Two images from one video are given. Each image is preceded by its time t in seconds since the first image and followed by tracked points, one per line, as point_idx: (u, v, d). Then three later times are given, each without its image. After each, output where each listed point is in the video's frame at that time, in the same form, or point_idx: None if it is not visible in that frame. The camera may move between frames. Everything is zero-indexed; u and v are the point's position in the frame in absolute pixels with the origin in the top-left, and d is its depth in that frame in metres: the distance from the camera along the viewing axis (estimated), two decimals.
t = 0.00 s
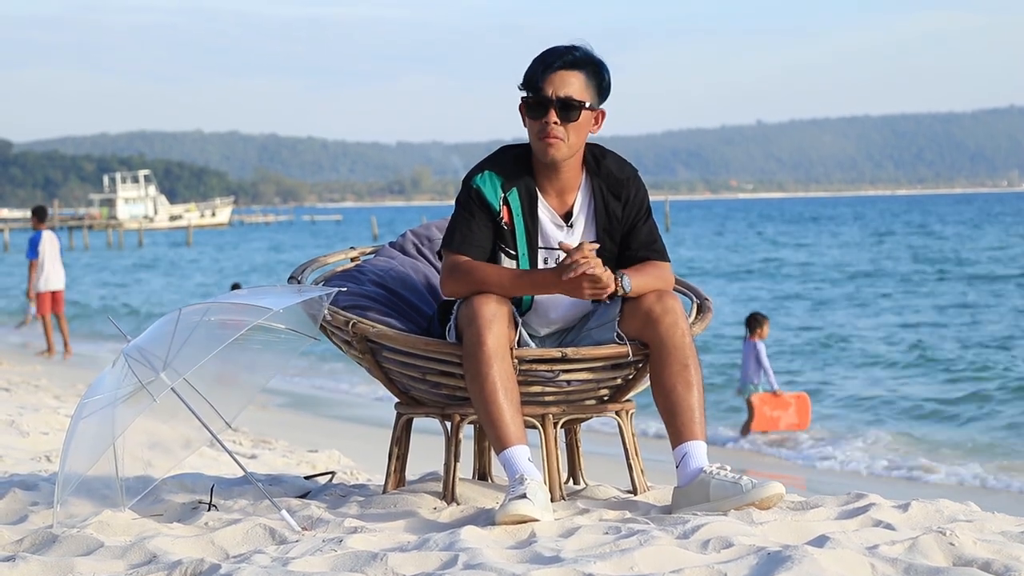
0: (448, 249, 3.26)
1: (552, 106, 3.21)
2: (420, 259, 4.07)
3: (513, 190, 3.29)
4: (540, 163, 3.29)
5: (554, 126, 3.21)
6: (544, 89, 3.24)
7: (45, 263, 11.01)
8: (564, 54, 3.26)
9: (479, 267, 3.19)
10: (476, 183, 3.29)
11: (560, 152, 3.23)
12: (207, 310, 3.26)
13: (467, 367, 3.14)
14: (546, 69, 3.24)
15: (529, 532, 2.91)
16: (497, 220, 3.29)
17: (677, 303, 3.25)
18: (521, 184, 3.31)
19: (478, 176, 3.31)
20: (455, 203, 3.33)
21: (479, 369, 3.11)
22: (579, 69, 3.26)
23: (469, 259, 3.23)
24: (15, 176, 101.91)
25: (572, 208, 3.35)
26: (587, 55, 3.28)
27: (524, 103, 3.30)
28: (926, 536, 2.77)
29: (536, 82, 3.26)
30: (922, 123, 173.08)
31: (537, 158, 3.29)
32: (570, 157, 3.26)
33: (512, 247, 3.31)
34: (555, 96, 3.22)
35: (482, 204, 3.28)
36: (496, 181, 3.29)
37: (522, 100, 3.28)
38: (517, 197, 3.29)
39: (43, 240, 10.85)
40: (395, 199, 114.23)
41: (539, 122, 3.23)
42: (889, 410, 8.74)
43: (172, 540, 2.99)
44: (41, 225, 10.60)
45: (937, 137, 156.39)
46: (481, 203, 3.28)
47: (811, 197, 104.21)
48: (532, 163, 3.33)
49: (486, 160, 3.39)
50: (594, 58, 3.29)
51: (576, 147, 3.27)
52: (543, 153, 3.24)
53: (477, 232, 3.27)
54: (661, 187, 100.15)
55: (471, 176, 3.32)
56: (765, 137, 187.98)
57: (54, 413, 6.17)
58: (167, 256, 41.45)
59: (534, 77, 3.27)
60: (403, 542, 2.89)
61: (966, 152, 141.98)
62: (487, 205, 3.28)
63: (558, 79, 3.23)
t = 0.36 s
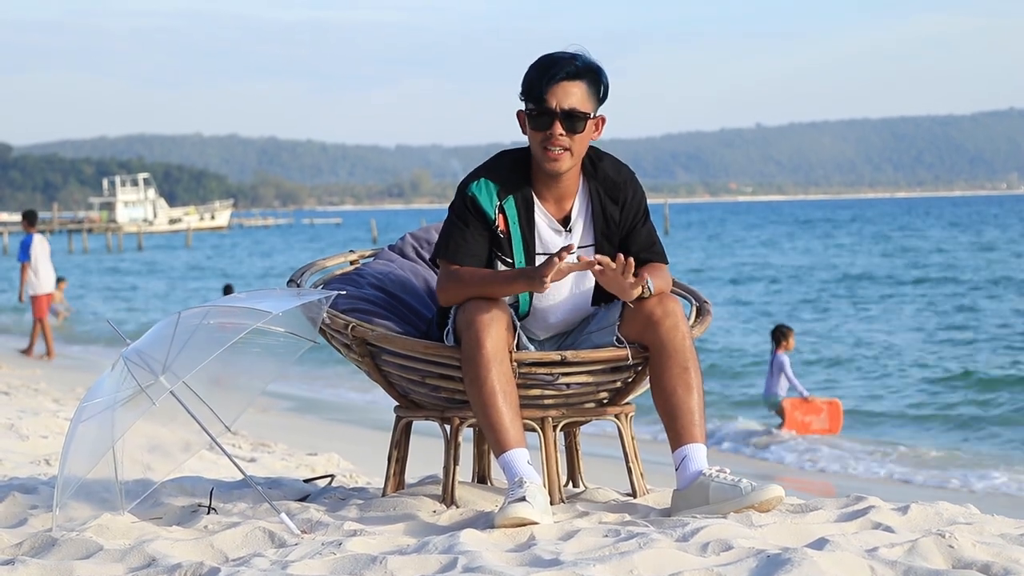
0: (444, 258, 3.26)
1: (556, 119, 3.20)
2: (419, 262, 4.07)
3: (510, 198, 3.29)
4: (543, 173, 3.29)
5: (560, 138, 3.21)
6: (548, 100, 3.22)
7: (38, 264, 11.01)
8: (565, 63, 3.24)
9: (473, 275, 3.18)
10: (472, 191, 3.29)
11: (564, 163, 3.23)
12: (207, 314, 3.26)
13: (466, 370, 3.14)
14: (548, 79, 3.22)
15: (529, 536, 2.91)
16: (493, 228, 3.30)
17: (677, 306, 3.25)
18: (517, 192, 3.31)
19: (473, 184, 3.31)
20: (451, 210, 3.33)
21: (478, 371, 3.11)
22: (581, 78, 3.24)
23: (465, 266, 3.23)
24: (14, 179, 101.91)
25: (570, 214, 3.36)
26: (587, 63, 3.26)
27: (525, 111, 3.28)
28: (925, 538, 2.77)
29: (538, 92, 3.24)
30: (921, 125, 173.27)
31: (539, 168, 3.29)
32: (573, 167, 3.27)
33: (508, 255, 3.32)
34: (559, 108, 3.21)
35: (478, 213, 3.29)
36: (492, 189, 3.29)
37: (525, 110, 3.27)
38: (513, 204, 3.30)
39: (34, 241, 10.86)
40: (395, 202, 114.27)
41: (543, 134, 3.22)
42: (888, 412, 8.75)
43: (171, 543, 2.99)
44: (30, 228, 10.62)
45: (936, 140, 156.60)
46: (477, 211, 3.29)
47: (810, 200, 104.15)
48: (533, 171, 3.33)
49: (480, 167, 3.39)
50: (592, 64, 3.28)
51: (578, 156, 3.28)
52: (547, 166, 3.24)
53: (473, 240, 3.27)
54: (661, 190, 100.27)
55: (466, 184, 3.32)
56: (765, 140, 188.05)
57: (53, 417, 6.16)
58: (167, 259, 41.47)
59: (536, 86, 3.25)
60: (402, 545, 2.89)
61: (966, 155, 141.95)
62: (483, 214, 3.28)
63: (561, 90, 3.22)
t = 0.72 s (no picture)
0: (442, 261, 3.26)
1: (563, 121, 3.21)
2: (418, 264, 4.07)
3: (509, 202, 3.29)
4: (544, 175, 3.29)
5: (565, 142, 3.21)
6: (556, 102, 3.22)
7: (30, 267, 11.02)
8: (572, 66, 3.24)
9: (469, 278, 3.17)
10: (471, 194, 3.29)
11: (567, 166, 3.24)
12: (205, 317, 3.26)
13: (465, 372, 3.14)
14: (557, 82, 3.22)
15: (529, 537, 2.91)
16: (491, 232, 3.30)
17: (678, 307, 3.25)
18: (517, 195, 3.31)
19: (472, 188, 3.31)
20: (450, 213, 3.33)
21: (477, 373, 3.11)
22: (588, 82, 3.25)
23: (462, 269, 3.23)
24: (13, 183, 101.94)
25: (570, 215, 3.36)
26: (594, 67, 3.27)
27: (530, 112, 3.28)
28: (925, 538, 2.77)
29: (545, 94, 3.24)
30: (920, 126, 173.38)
31: (541, 170, 3.29)
32: (575, 170, 3.28)
33: (507, 258, 3.32)
34: (566, 110, 3.21)
35: (477, 216, 3.29)
36: (491, 193, 3.29)
37: (530, 111, 3.26)
38: (512, 208, 3.30)
39: (29, 244, 10.86)
40: (394, 205, 114.33)
41: (548, 136, 3.23)
42: (887, 413, 8.76)
43: (171, 546, 2.99)
44: (24, 230, 10.63)
45: (935, 140, 156.70)
46: (475, 214, 3.29)
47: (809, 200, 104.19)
48: (534, 173, 3.33)
49: (479, 170, 3.38)
50: (599, 67, 3.28)
51: (581, 160, 3.28)
52: (551, 168, 3.25)
53: (471, 243, 3.27)
54: (659, 191, 100.33)
55: (465, 188, 3.31)
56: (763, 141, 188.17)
57: (53, 420, 6.17)
58: (165, 262, 41.49)
59: (543, 88, 3.24)
60: (403, 547, 2.89)
61: (964, 155, 142.05)
62: (481, 218, 3.28)
63: (568, 93, 3.22)
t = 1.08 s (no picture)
0: (441, 258, 3.26)
1: (566, 115, 3.21)
2: (418, 264, 4.07)
3: (510, 200, 3.29)
4: (545, 171, 3.29)
5: (567, 136, 3.21)
6: (559, 97, 3.22)
7: (29, 264, 11.01)
8: (575, 62, 3.24)
9: (469, 277, 3.17)
10: (471, 191, 3.29)
11: (568, 162, 3.23)
12: (205, 317, 3.26)
13: (464, 373, 3.15)
14: (560, 77, 3.22)
15: (527, 539, 2.91)
16: (491, 230, 3.30)
17: (678, 309, 3.25)
18: (518, 193, 3.31)
19: (473, 185, 3.31)
20: (450, 210, 3.33)
21: (476, 374, 3.11)
22: (590, 77, 3.25)
23: (461, 266, 3.23)
24: (13, 182, 101.86)
25: (571, 213, 3.36)
26: (597, 62, 3.27)
27: (532, 108, 3.28)
28: (924, 541, 2.77)
29: (548, 89, 3.24)
30: (919, 129, 173.43)
31: (542, 166, 3.29)
32: (577, 166, 3.28)
33: (507, 257, 3.32)
34: (569, 105, 3.21)
35: (476, 213, 3.29)
36: (491, 190, 3.29)
37: (533, 106, 3.26)
38: (512, 205, 3.30)
39: (30, 242, 10.85)
40: (393, 205, 114.31)
41: (551, 131, 3.22)
42: (886, 416, 8.75)
43: (170, 546, 2.99)
44: (25, 227, 10.60)
45: (935, 144, 156.73)
46: (475, 212, 3.29)
47: (809, 203, 104.17)
48: (536, 170, 3.32)
49: (480, 168, 3.39)
50: (602, 65, 3.29)
51: (583, 156, 3.28)
52: (553, 163, 3.24)
53: (471, 240, 3.28)
54: (659, 192, 100.35)
55: (466, 185, 3.32)
56: (764, 143, 188.23)
57: (52, 419, 6.16)
58: (165, 262, 41.49)
59: (545, 83, 3.25)
60: (401, 548, 2.89)
61: (964, 158, 142.04)
62: (481, 215, 3.28)
63: (571, 88, 3.22)
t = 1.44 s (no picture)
0: (440, 260, 3.26)
1: (564, 119, 3.21)
2: (416, 266, 4.07)
3: (508, 203, 3.30)
4: (544, 175, 3.29)
5: (566, 140, 3.21)
6: (558, 101, 3.22)
7: (24, 264, 11.01)
8: (575, 65, 3.24)
9: (468, 279, 3.17)
10: (470, 194, 3.30)
11: (567, 165, 3.24)
12: (204, 318, 3.26)
13: (463, 374, 3.15)
14: (559, 81, 3.23)
15: (526, 540, 2.91)
16: (490, 232, 3.30)
17: (677, 310, 3.25)
18: (516, 196, 3.31)
19: (471, 188, 3.31)
20: (449, 213, 3.33)
21: (475, 376, 3.11)
22: (589, 81, 3.26)
23: (460, 269, 3.23)
24: (12, 183, 101.77)
25: (569, 217, 3.36)
26: (596, 66, 3.28)
27: (531, 111, 3.28)
28: (923, 543, 2.77)
29: (547, 93, 3.24)
30: (918, 131, 173.52)
31: (541, 169, 3.29)
32: (576, 170, 3.28)
33: (505, 260, 3.33)
34: (567, 109, 3.21)
35: (475, 216, 3.29)
36: (489, 193, 3.30)
37: (532, 110, 3.26)
38: (510, 209, 3.30)
39: (26, 243, 10.83)
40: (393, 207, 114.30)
41: (549, 135, 3.23)
42: (886, 418, 8.75)
43: (168, 547, 2.99)
44: (24, 229, 10.58)
45: (933, 145, 156.88)
46: (474, 214, 3.29)
47: (808, 204, 104.17)
48: (535, 173, 3.33)
49: (479, 170, 3.39)
50: (601, 68, 3.29)
51: (582, 159, 3.28)
52: (551, 166, 3.24)
53: (469, 242, 3.28)
54: (658, 193, 100.33)
55: (464, 188, 3.32)
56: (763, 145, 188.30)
57: (51, 420, 6.16)
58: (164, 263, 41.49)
59: (544, 87, 3.25)
60: (401, 549, 2.89)
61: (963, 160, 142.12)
62: (479, 218, 3.29)
63: (570, 91, 3.23)
